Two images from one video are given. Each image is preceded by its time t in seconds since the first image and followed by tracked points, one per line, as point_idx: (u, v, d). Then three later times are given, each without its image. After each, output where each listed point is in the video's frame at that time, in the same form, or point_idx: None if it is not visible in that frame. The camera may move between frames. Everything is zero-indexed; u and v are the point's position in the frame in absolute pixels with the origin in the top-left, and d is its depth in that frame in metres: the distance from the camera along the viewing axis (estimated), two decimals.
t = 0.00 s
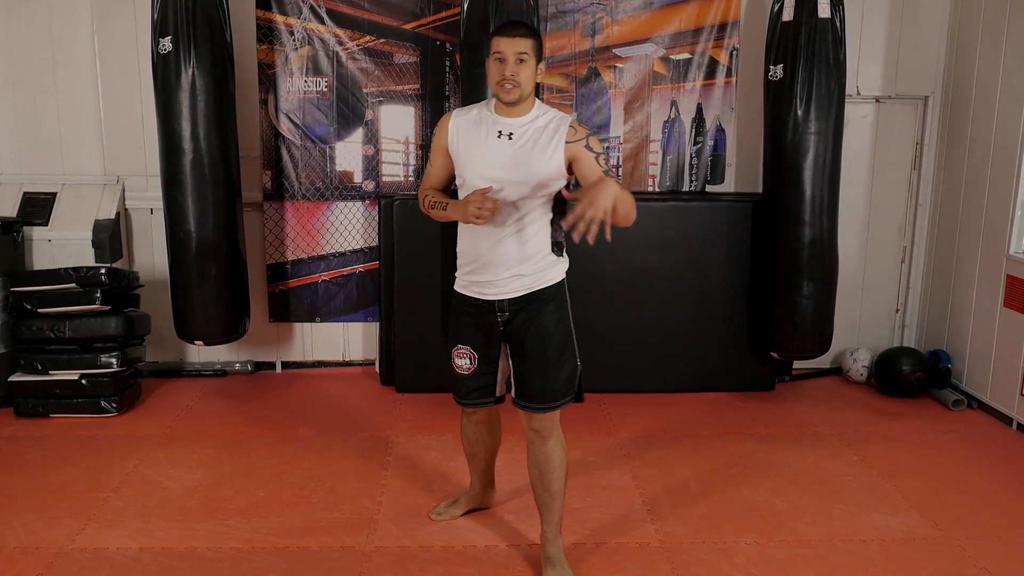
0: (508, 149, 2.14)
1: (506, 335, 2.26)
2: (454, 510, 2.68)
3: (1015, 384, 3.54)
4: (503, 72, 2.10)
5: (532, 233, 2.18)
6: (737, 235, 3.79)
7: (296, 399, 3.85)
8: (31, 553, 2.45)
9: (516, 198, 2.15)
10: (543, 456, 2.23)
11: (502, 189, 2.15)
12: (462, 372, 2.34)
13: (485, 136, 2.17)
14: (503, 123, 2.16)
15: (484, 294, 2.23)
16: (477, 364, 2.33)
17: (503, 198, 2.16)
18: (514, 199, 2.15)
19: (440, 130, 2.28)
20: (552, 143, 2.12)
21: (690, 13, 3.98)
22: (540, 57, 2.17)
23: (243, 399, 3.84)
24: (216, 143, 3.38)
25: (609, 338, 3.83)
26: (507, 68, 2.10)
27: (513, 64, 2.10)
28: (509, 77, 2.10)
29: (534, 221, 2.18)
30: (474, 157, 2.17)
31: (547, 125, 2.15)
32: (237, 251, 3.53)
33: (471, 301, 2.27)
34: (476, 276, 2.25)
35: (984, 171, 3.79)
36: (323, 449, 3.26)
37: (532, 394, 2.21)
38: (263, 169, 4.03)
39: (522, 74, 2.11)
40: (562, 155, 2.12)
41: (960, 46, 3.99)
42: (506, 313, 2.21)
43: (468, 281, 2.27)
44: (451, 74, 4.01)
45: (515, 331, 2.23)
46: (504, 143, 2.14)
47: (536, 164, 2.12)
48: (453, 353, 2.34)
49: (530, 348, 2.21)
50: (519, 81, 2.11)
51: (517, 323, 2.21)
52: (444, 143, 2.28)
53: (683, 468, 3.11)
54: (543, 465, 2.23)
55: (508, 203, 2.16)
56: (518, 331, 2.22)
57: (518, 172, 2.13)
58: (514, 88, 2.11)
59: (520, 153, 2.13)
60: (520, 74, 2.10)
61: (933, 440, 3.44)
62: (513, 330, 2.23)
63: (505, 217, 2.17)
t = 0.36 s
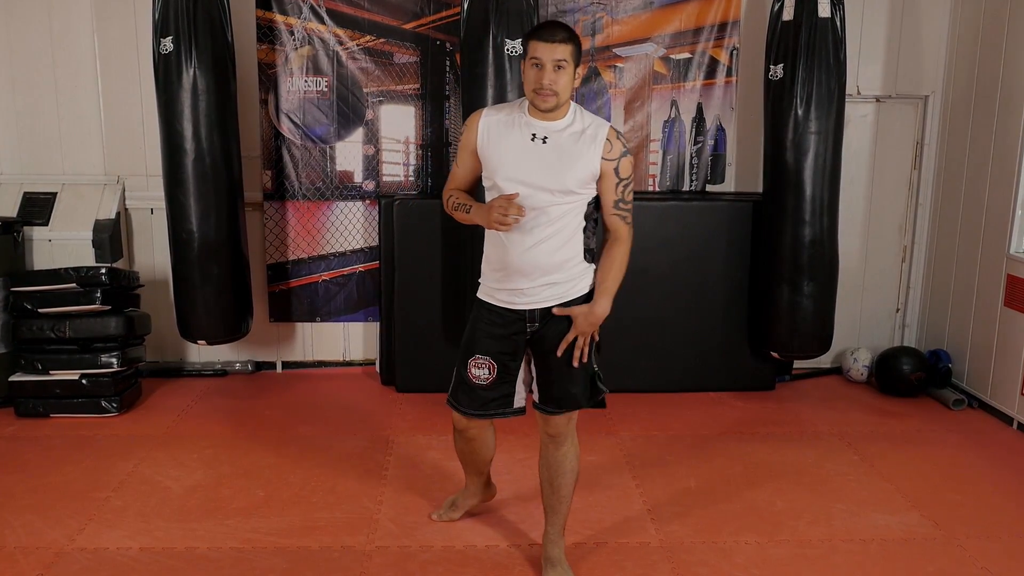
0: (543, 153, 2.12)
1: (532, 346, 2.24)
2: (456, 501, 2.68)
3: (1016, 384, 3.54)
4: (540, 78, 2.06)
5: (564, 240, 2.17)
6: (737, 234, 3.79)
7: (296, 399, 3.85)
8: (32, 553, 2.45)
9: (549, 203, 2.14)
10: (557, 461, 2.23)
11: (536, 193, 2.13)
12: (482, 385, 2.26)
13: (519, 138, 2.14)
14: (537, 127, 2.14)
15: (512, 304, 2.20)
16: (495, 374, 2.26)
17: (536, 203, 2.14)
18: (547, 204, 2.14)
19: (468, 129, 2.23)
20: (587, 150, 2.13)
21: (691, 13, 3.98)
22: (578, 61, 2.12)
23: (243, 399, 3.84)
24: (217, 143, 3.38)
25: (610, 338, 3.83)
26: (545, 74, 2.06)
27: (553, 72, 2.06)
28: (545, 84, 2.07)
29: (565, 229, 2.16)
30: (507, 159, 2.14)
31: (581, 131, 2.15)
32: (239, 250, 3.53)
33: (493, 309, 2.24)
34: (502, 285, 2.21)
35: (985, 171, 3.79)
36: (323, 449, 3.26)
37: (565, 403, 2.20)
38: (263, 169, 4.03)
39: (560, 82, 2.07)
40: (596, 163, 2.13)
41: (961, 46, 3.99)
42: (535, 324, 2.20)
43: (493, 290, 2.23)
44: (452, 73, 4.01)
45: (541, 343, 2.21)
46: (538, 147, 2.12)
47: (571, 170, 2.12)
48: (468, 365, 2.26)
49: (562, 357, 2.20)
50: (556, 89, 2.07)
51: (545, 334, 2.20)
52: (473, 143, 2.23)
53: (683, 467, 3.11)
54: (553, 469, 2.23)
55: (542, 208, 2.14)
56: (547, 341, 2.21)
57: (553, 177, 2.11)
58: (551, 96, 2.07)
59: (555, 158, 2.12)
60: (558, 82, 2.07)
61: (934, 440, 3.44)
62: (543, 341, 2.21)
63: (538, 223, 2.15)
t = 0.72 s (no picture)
0: (554, 154, 2.11)
1: (535, 348, 2.23)
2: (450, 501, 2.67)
3: (1015, 383, 3.54)
4: (553, 78, 2.05)
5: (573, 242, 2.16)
6: (737, 233, 3.79)
7: (296, 399, 3.85)
8: (32, 553, 2.45)
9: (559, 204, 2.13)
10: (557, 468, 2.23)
11: (546, 194, 2.12)
12: (484, 387, 2.27)
13: (529, 138, 2.13)
14: (548, 127, 2.13)
15: (517, 305, 2.19)
16: (499, 376, 2.26)
17: (546, 203, 2.13)
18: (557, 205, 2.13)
19: (476, 126, 2.21)
20: (598, 151, 2.13)
21: (690, 12, 3.98)
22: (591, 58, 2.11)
23: (243, 399, 3.84)
24: (217, 142, 3.38)
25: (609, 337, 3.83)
26: (557, 74, 2.05)
27: (566, 70, 2.05)
28: (558, 84, 2.06)
29: (574, 231, 2.16)
30: (518, 158, 2.12)
31: (593, 133, 2.15)
32: (239, 250, 3.53)
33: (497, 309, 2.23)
34: (508, 286, 2.21)
35: (985, 170, 3.79)
36: (323, 449, 3.26)
37: (566, 406, 2.19)
38: (262, 169, 4.03)
39: (573, 81, 2.06)
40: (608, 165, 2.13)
41: (960, 45, 3.99)
42: (538, 327, 2.19)
43: (499, 290, 2.22)
44: (451, 73, 4.01)
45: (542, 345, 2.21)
46: (549, 147, 2.12)
47: (583, 171, 2.11)
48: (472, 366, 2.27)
49: (562, 361, 2.19)
50: (569, 88, 2.06)
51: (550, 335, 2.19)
52: (479, 141, 2.22)
53: (683, 467, 3.12)
54: (552, 472, 2.23)
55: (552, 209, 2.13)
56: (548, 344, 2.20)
57: (564, 178, 2.11)
58: (564, 95, 2.07)
59: (567, 160, 2.11)
60: (571, 81, 2.06)
61: (933, 438, 3.44)
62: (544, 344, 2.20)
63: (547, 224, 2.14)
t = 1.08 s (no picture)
0: (578, 155, 1.99)
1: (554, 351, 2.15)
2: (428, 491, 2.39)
3: (1016, 382, 3.54)
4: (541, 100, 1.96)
5: (600, 241, 2.08)
6: (737, 232, 3.79)
7: (296, 399, 3.85)
8: (32, 553, 2.45)
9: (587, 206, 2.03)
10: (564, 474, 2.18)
11: (573, 196, 2.01)
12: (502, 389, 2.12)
13: (549, 141, 2.00)
14: (566, 128, 2.01)
15: (545, 305, 2.08)
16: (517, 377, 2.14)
17: (573, 206, 2.02)
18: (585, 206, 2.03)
19: (491, 132, 2.05)
20: (621, 146, 2.03)
21: (690, 12, 3.98)
22: (584, 64, 1.96)
23: (244, 399, 3.84)
24: (217, 142, 3.38)
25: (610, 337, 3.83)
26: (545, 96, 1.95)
27: (548, 90, 1.94)
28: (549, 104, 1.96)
29: (602, 228, 2.07)
30: (541, 163, 1.99)
31: (613, 127, 2.04)
32: (239, 250, 3.53)
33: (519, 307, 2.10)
34: (534, 285, 2.08)
35: (985, 169, 3.79)
36: (324, 449, 3.26)
37: (584, 410, 2.12)
38: (263, 168, 4.03)
39: (565, 97, 1.95)
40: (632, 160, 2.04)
41: (961, 44, 3.99)
42: (564, 326, 2.10)
43: (523, 290, 2.08)
44: (451, 72, 4.01)
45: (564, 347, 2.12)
46: (571, 149, 1.99)
47: (610, 169, 2.01)
48: (491, 365, 2.11)
49: (583, 363, 2.12)
50: (562, 104, 1.96)
51: (573, 338, 2.12)
52: (493, 147, 2.05)
53: (683, 466, 3.11)
54: (559, 478, 2.19)
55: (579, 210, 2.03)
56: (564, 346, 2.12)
57: (592, 178, 2.00)
58: (557, 113, 1.97)
59: (593, 159, 2.00)
60: (561, 98, 1.95)
61: (934, 438, 3.44)
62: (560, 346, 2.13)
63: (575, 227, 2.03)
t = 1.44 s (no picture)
0: (571, 151, 2.00)
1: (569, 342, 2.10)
2: (392, 381, 2.07)
3: (1014, 380, 3.54)
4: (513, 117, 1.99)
5: (612, 231, 2.06)
6: (735, 230, 3.79)
7: (295, 399, 3.85)
8: (30, 553, 2.44)
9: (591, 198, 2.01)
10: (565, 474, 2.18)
11: (575, 192, 2.01)
12: (530, 352, 2.00)
13: (541, 143, 2.02)
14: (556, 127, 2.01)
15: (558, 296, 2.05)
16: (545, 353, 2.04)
17: (578, 199, 2.01)
18: (590, 198, 2.01)
19: (486, 143, 2.09)
20: (616, 132, 2.00)
21: (687, 10, 3.98)
22: (550, 73, 1.95)
23: (242, 399, 3.84)
24: (213, 141, 3.38)
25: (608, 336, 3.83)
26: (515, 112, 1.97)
27: (517, 106, 1.96)
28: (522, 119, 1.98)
29: (611, 217, 2.05)
30: (538, 166, 2.02)
31: (604, 115, 2.02)
32: (236, 250, 3.53)
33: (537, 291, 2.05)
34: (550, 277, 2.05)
35: (983, 167, 3.78)
36: (322, 448, 3.26)
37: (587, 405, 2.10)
38: (260, 168, 4.03)
39: (535, 109, 1.95)
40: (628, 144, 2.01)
41: (959, 41, 3.98)
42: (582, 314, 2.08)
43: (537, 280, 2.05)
44: (449, 71, 4.01)
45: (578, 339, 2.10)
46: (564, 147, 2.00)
47: (607, 158, 1.99)
48: (526, 331, 2.01)
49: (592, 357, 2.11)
50: (534, 117, 1.96)
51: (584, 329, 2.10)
52: (488, 156, 2.11)
53: (682, 465, 3.11)
54: (560, 480, 2.19)
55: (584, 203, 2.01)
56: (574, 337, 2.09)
57: (590, 170, 1.99)
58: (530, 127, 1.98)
59: (588, 151, 1.99)
60: (530, 111, 1.95)
61: (933, 436, 3.44)
62: (569, 337, 2.10)
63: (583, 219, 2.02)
